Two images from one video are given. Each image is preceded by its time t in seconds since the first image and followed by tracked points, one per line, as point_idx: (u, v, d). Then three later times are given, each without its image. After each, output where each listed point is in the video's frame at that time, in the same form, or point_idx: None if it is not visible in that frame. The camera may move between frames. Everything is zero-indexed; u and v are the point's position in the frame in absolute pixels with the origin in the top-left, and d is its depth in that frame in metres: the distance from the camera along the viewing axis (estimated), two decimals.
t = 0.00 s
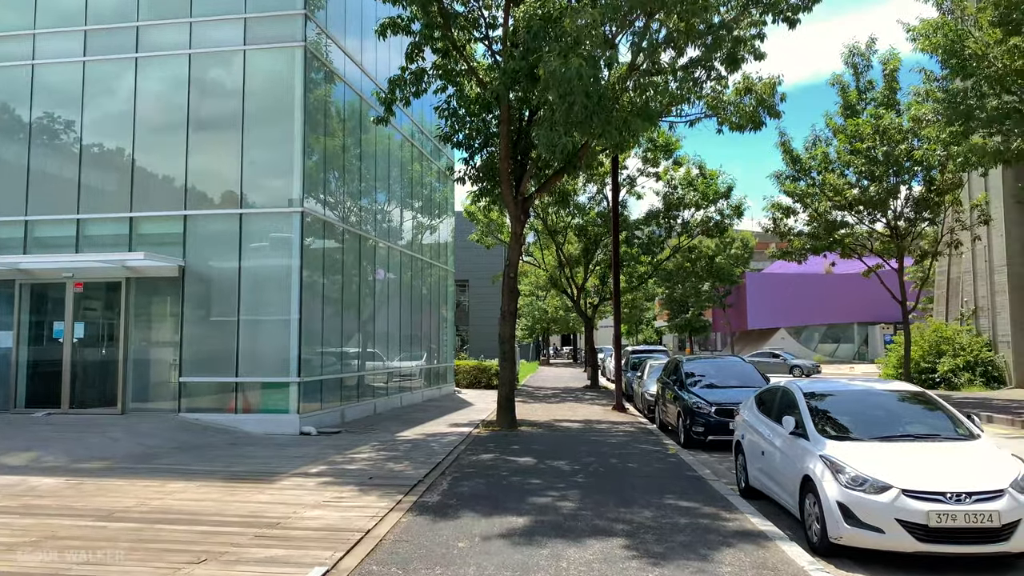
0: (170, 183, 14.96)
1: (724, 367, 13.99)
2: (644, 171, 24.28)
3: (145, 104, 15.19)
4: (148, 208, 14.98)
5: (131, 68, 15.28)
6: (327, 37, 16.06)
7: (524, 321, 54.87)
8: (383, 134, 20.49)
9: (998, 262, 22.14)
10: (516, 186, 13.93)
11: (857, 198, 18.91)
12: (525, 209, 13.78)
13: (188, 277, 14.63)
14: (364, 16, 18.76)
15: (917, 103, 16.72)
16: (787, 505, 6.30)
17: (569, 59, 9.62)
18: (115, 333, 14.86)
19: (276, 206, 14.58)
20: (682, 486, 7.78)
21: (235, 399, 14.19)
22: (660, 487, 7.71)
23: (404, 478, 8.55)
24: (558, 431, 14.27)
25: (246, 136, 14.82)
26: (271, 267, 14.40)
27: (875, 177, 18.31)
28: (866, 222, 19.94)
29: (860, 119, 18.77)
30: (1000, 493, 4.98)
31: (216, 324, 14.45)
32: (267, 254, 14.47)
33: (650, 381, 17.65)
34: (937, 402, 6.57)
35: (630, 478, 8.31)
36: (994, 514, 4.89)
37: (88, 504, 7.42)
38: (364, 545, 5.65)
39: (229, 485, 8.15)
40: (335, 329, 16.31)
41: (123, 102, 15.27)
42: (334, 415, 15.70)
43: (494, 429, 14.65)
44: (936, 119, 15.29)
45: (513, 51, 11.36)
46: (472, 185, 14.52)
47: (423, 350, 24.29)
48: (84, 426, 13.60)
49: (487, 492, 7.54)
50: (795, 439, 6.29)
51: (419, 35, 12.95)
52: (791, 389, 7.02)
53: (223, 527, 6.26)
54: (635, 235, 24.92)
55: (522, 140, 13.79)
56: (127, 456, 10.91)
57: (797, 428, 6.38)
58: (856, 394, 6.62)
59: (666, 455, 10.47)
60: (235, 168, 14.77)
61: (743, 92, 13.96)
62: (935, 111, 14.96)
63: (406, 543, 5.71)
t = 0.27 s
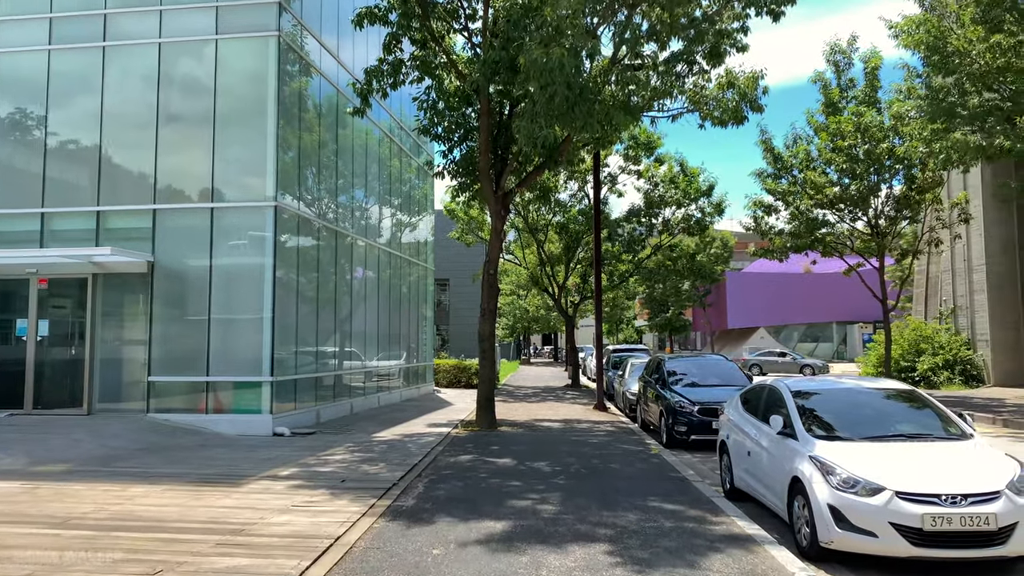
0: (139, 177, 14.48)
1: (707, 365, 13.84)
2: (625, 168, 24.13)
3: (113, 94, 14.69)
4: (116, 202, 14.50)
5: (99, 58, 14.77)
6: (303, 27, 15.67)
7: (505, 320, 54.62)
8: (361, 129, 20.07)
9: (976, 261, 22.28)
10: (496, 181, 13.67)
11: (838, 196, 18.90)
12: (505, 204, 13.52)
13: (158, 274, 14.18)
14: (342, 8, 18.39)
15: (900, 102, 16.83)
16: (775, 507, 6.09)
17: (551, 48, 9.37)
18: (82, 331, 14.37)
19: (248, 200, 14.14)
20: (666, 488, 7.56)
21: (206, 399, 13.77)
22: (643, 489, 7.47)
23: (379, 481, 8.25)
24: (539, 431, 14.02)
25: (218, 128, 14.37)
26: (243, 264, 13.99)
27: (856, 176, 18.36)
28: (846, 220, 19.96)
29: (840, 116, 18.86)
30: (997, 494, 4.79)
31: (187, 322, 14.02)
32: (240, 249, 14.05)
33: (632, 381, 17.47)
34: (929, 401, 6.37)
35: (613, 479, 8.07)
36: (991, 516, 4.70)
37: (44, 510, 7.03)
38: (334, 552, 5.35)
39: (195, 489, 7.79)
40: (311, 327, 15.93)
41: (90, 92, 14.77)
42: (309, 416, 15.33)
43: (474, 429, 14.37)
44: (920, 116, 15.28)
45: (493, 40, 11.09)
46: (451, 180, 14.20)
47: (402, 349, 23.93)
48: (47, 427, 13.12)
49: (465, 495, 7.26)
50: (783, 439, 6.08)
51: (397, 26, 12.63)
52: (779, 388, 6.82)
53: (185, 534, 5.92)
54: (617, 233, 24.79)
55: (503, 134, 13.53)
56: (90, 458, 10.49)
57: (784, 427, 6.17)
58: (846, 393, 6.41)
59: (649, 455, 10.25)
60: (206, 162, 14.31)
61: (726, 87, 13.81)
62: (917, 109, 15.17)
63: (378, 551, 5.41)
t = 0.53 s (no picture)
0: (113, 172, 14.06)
1: (694, 366, 13.66)
2: (611, 167, 23.94)
3: (85, 87, 14.25)
4: (89, 198, 14.06)
5: (71, 49, 14.33)
6: (284, 20, 15.30)
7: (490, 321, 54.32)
8: (343, 126, 19.68)
9: (961, 262, 22.33)
10: (481, 178, 13.40)
11: (824, 196, 18.87)
12: (490, 202, 13.26)
13: (132, 272, 13.76)
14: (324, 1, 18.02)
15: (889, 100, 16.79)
16: (769, 514, 5.87)
17: (537, 40, 9.12)
18: (52, 332, 13.93)
19: (224, 196, 13.73)
20: (656, 495, 7.31)
21: (181, 401, 13.37)
22: (633, 495, 7.23)
23: (359, 487, 7.94)
24: (524, 433, 13.75)
25: (194, 122, 13.97)
26: (220, 262, 13.60)
27: (843, 176, 18.32)
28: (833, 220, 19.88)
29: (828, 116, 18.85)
30: (1004, 503, 4.58)
31: (161, 323, 13.63)
32: (216, 247, 13.65)
33: (618, 382, 17.23)
34: (928, 404, 6.15)
35: (600, 485, 7.82)
36: (998, 526, 4.48)
37: (2, 519, 6.66)
38: (308, 566, 5.05)
39: (165, 496, 7.45)
40: (292, 327, 15.56)
41: (62, 84, 14.33)
42: (288, 418, 14.96)
43: (458, 431, 14.06)
44: (910, 115, 15.22)
45: (478, 32, 10.82)
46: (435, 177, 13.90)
47: (386, 350, 23.58)
48: (15, 430, 12.66)
49: (448, 502, 6.98)
50: (778, 443, 5.85)
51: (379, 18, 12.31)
52: (774, 390, 6.58)
53: (151, 546, 5.59)
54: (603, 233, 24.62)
55: (488, 131, 13.25)
56: (58, 464, 10.08)
57: (780, 431, 5.94)
58: (843, 396, 6.18)
59: (637, 459, 10.02)
60: (182, 156, 13.91)
61: (713, 83, 13.64)
62: (907, 109, 15.27)
63: (355, 563, 5.12)
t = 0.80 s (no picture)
0: (87, 167, 13.64)
1: (682, 367, 13.48)
2: (597, 166, 23.76)
3: (59, 79, 13.81)
4: (62, 194, 13.63)
5: (44, 40, 13.89)
6: (266, 13, 14.95)
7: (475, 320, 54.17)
8: (326, 123, 19.28)
9: (947, 263, 22.39)
10: (466, 174, 13.14)
11: (811, 195, 18.89)
12: (477, 199, 13.02)
13: (106, 270, 13.36)
14: None
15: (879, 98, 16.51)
16: (767, 521, 5.66)
17: (524, 31, 8.89)
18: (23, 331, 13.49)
19: (203, 192, 13.34)
20: (648, 501, 7.10)
21: (157, 402, 13.00)
22: (624, 501, 7.00)
23: (340, 493, 7.65)
24: (510, 435, 13.51)
25: (172, 116, 13.56)
26: (198, 260, 13.23)
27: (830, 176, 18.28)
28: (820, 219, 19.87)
29: (815, 115, 18.89)
30: (1013, 511, 4.39)
31: (137, 323, 13.24)
32: (194, 245, 13.27)
33: (605, 383, 17.05)
34: (930, 407, 5.95)
35: (590, 490, 7.59)
36: (1008, 535, 4.29)
37: None
38: None
39: (136, 503, 7.12)
40: (274, 327, 15.21)
41: (35, 75, 13.89)
42: (269, 420, 14.61)
43: (442, 433, 13.78)
44: (900, 113, 15.18)
45: (464, 25, 10.57)
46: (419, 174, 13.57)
47: (369, 350, 23.24)
48: None
49: (433, 510, 6.72)
50: (776, 448, 5.64)
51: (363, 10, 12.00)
52: (770, 393, 6.37)
53: (118, 559, 5.28)
54: (589, 232, 24.47)
55: (474, 126, 12.99)
56: (26, 469, 9.70)
57: (778, 436, 5.74)
58: (842, 399, 5.97)
59: (626, 462, 9.81)
60: (158, 151, 13.50)
61: (702, 79, 13.47)
62: (897, 108, 15.29)
63: None
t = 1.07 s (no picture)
0: (52, 162, 13.15)
1: (663, 368, 13.32)
2: (577, 166, 23.58)
3: (22, 71, 13.29)
4: (25, 190, 13.13)
5: (6, 29, 13.36)
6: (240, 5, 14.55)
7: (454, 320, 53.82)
8: (301, 120, 18.81)
9: (924, 264, 22.60)
10: (446, 172, 12.88)
11: (791, 197, 19.06)
12: (455, 198, 12.76)
13: (71, 270, 12.89)
14: None
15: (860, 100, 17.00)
16: (756, 530, 5.47)
17: (504, 23, 8.64)
18: None
19: (173, 190, 12.91)
20: (631, 508, 6.90)
21: (124, 406, 12.56)
22: (607, 509, 6.80)
23: (313, 502, 7.35)
24: (489, 439, 13.26)
25: (141, 110, 13.11)
26: (168, 259, 12.81)
27: (809, 176, 18.62)
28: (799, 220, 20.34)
29: (795, 116, 19.10)
30: (1012, 520, 4.22)
31: (103, 324, 12.79)
32: (164, 244, 12.85)
33: (585, 385, 16.87)
34: (923, 411, 5.77)
35: (572, 497, 7.38)
36: (1008, 546, 4.13)
37: None
38: None
39: (96, 515, 6.77)
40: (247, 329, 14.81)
41: None
42: (241, 424, 14.21)
43: (420, 437, 13.49)
44: (880, 112, 15.21)
45: (443, 17, 10.31)
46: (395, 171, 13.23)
47: (346, 352, 22.84)
48: None
49: (409, 520, 6.45)
50: (765, 454, 5.45)
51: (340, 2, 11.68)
52: (758, 397, 6.17)
53: None
54: (569, 232, 24.31)
55: (452, 123, 12.72)
56: None
57: (767, 442, 5.55)
58: (832, 403, 5.78)
59: (609, 466, 9.61)
60: (126, 146, 13.05)
61: (684, 77, 13.34)
62: (878, 108, 15.34)
63: None
